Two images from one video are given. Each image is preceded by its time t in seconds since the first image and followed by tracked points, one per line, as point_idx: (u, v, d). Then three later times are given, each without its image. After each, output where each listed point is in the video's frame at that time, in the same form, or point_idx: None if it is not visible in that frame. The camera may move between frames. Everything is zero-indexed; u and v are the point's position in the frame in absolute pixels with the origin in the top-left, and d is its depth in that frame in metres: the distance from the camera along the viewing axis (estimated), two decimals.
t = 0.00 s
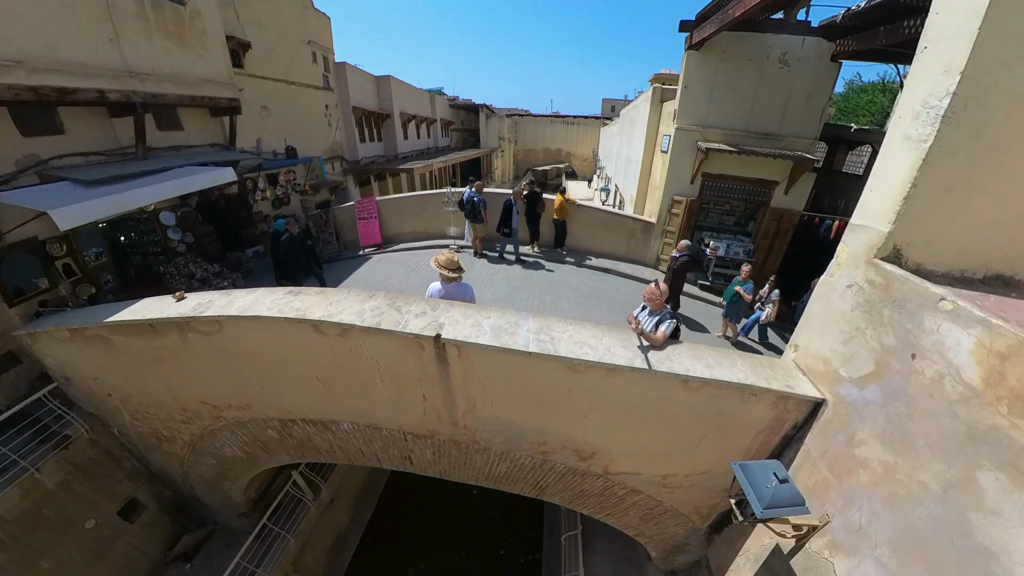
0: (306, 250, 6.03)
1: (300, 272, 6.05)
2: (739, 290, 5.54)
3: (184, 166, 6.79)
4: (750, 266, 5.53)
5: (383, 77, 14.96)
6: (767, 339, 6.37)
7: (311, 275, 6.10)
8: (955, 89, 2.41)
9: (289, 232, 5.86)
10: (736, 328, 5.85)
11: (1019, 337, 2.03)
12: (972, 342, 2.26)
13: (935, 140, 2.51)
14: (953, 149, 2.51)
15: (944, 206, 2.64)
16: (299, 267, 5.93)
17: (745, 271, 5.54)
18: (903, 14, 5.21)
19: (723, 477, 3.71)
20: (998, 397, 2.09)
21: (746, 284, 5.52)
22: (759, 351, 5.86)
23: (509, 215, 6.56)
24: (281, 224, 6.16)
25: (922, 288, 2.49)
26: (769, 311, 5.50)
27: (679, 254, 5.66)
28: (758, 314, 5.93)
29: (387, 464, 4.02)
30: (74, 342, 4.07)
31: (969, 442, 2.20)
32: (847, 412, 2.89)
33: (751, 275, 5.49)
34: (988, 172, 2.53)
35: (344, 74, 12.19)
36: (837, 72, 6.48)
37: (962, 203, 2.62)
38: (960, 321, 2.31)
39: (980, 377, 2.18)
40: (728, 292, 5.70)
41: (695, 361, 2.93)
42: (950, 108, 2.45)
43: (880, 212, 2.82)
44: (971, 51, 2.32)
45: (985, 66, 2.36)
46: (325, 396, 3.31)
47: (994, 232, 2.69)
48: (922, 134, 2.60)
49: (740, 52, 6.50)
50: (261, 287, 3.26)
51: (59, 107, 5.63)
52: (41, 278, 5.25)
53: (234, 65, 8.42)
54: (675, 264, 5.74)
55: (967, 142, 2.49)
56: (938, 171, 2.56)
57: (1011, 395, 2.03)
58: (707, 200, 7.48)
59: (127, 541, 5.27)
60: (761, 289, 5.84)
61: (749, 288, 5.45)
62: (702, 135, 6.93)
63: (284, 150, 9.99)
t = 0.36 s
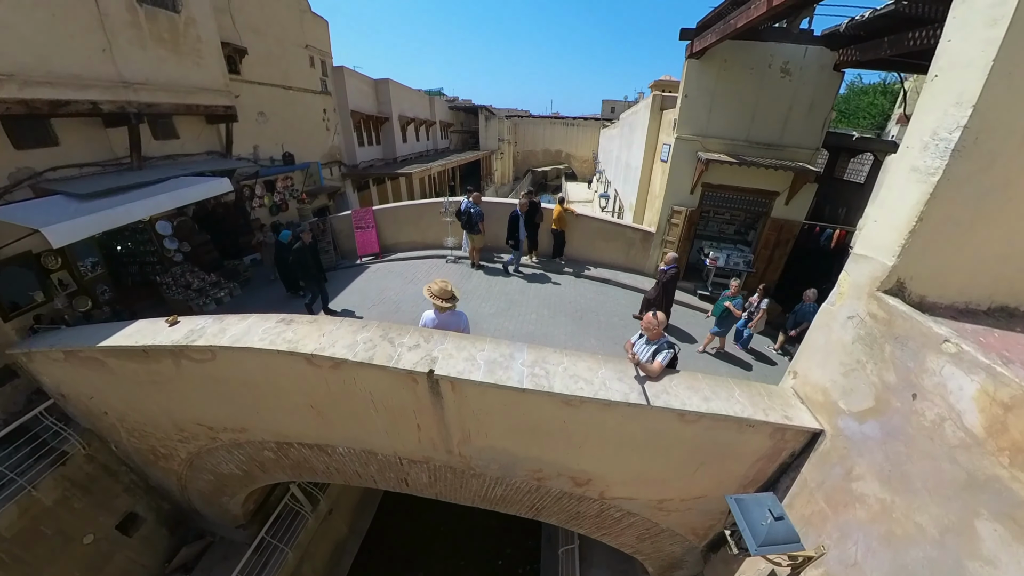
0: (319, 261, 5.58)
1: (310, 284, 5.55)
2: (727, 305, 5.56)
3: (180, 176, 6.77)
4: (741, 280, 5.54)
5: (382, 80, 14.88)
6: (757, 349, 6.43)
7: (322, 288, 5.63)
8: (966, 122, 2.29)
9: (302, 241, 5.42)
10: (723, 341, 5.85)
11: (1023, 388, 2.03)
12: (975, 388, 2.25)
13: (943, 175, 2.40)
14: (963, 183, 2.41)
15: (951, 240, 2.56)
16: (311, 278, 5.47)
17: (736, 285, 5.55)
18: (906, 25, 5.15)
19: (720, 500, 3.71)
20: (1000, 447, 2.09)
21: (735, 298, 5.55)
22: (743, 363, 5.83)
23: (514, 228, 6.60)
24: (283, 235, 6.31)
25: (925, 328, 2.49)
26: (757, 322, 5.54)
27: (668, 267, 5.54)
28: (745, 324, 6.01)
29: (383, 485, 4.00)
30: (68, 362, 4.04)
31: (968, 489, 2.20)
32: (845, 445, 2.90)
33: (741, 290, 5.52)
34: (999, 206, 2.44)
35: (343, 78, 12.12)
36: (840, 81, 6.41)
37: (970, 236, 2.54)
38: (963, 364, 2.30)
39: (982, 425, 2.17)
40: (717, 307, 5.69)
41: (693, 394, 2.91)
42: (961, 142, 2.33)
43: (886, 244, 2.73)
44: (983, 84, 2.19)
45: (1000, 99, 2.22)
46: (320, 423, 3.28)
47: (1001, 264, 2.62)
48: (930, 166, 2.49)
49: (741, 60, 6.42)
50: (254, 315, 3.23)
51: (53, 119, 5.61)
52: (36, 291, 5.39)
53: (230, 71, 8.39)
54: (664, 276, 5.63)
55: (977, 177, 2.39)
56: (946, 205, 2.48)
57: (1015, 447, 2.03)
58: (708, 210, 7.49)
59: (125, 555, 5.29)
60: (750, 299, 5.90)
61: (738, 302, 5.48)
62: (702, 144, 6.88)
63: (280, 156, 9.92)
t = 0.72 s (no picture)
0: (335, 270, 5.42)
1: (324, 294, 5.39)
2: (723, 309, 5.58)
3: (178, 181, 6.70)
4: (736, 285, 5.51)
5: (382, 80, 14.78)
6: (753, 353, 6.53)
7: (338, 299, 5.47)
8: (988, 138, 2.22)
9: (317, 250, 5.28)
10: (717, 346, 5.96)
11: None
12: (994, 413, 2.21)
13: (963, 191, 2.34)
14: (984, 200, 2.34)
15: (969, 257, 2.50)
16: (325, 289, 5.31)
17: (730, 290, 5.56)
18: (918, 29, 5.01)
19: (726, 515, 3.66)
20: (1020, 475, 2.04)
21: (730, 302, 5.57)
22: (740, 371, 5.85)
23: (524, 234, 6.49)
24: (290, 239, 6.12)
25: (942, 349, 2.43)
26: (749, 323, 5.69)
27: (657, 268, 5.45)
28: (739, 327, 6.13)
29: (385, 498, 3.94)
30: (65, 373, 3.97)
31: (985, 516, 2.16)
32: (856, 464, 2.85)
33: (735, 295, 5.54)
34: (1020, 224, 2.37)
35: (343, 79, 12.03)
36: (847, 85, 6.33)
37: (989, 253, 2.48)
38: (982, 388, 2.25)
39: (1001, 451, 2.13)
40: (712, 311, 5.72)
41: (702, 412, 2.86)
42: (983, 158, 2.27)
43: (901, 260, 2.68)
44: (1008, 99, 2.12)
45: None
46: (321, 440, 3.22)
47: (1019, 282, 2.57)
48: (949, 182, 2.42)
49: (747, 64, 6.34)
50: (252, 329, 3.16)
51: (50, 123, 5.55)
52: (33, 298, 5.33)
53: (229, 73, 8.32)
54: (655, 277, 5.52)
55: (999, 194, 2.32)
56: (965, 222, 2.41)
57: None
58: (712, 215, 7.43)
59: (124, 565, 5.24)
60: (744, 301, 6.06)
61: (733, 307, 5.51)
62: (706, 149, 6.81)
63: (280, 158, 9.84)
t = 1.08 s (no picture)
0: (348, 280, 5.18)
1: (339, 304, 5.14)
2: (719, 321, 5.53)
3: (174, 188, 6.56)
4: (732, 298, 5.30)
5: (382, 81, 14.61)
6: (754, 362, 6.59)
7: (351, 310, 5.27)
8: None
9: (329, 260, 5.05)
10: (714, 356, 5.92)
11: None
12: None
13: (1002, 220, 2.22)
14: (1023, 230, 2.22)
15: (1004, 288, 2.38)
16: (338, 300, 5.10)
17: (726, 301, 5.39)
18: (934, 36, 4.86)
19: (740, 539, 3.56)
20: None
21: (726, 313, 5.47)
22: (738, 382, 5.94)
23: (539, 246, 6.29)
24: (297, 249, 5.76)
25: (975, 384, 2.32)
26: (747, 329, 5.86)
27: (655, 278, 5.34)
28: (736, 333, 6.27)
29: (389, 521, 3.83)
30: (57, 393, 3.85)
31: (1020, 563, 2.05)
32: (878, 496, 2.75)
33: (731, 307, 5.40)
34: None
35: (343, 81, 11.88)
36: (859, 91, 6.19)
37: None
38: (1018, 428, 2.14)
39: None
40: (708, 321, 5.67)
41: (720, 443, 2.75)
42: None
43: (931, 288, 2.56)
44: None
45: None
46: (323, 467, 3.11)
47: None
48: (986, 210, 2.31)
49: (757, 69, 6.21)
50: (250, 353, 3.02)
51: (41, 129, 5.41)
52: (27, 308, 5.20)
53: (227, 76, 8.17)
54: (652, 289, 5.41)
55: None
56: (1002, 252, 2.29)
57: None
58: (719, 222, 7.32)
59: None
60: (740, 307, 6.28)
61: (729, 318, 5.42)
62: (715, 155, 6.68)
63: (280, 162, 9.70)
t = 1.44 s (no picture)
0: (368, 293, 4.96)
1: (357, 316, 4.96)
2: (714, 323, 5.08)
3: (171, 194, 6.42)
4: (730, 300, 4.95)
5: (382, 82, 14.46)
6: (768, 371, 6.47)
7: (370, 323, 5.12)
8: None
9: (350, 272, 4.75)
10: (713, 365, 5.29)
11: None
12: None
13: None
14: None
15: None
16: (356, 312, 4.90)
17: (724, 303, 5.04)
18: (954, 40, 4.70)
19: (757, 564, 3.44)
20: None
21: (723, 317, 5.08)
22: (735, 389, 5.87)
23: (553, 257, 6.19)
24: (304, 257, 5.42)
25: (1012, 416, 2.19)
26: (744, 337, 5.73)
27: (650, 286, 5.25)
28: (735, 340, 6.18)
29: (393, 544, 3.70)
30: (49, 411, 3.71)
31: None
32: (903, 526, 2.63)
33: (729, 310, 5.03)
34: None
35: (343, 82, 11.73)
36: (872, 95, 6.04)
37: None
38: None
39: None
40: (703, 325, 5.29)
41: (740, 471, 2.64)
42: None
43: (965, 312, 2.45)
44: None
45: None
46: (326, 493, 2.98)
47: None
48: None
49: (768, 72, 6.07)
50: (247, 375, 2.88)
51: (33, 134, 5.28)
52: (20, 317, 5.09)
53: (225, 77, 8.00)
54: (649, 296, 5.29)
55: None
56: None
57: None
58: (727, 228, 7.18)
59: None
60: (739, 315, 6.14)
61: (726, 322, 5.03)
62: (723, 160, 6.55)
63: (279, 165, 9.57)
